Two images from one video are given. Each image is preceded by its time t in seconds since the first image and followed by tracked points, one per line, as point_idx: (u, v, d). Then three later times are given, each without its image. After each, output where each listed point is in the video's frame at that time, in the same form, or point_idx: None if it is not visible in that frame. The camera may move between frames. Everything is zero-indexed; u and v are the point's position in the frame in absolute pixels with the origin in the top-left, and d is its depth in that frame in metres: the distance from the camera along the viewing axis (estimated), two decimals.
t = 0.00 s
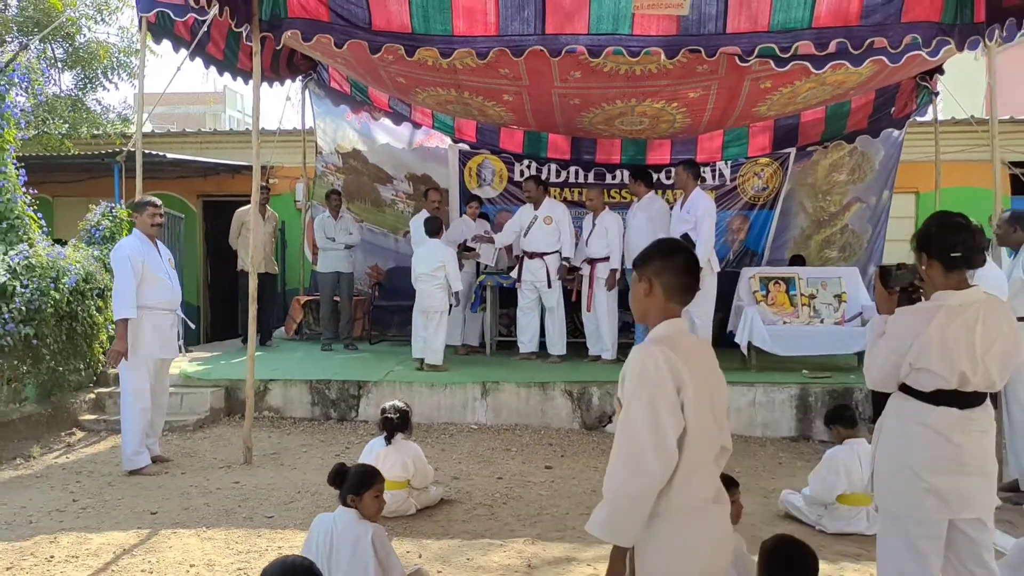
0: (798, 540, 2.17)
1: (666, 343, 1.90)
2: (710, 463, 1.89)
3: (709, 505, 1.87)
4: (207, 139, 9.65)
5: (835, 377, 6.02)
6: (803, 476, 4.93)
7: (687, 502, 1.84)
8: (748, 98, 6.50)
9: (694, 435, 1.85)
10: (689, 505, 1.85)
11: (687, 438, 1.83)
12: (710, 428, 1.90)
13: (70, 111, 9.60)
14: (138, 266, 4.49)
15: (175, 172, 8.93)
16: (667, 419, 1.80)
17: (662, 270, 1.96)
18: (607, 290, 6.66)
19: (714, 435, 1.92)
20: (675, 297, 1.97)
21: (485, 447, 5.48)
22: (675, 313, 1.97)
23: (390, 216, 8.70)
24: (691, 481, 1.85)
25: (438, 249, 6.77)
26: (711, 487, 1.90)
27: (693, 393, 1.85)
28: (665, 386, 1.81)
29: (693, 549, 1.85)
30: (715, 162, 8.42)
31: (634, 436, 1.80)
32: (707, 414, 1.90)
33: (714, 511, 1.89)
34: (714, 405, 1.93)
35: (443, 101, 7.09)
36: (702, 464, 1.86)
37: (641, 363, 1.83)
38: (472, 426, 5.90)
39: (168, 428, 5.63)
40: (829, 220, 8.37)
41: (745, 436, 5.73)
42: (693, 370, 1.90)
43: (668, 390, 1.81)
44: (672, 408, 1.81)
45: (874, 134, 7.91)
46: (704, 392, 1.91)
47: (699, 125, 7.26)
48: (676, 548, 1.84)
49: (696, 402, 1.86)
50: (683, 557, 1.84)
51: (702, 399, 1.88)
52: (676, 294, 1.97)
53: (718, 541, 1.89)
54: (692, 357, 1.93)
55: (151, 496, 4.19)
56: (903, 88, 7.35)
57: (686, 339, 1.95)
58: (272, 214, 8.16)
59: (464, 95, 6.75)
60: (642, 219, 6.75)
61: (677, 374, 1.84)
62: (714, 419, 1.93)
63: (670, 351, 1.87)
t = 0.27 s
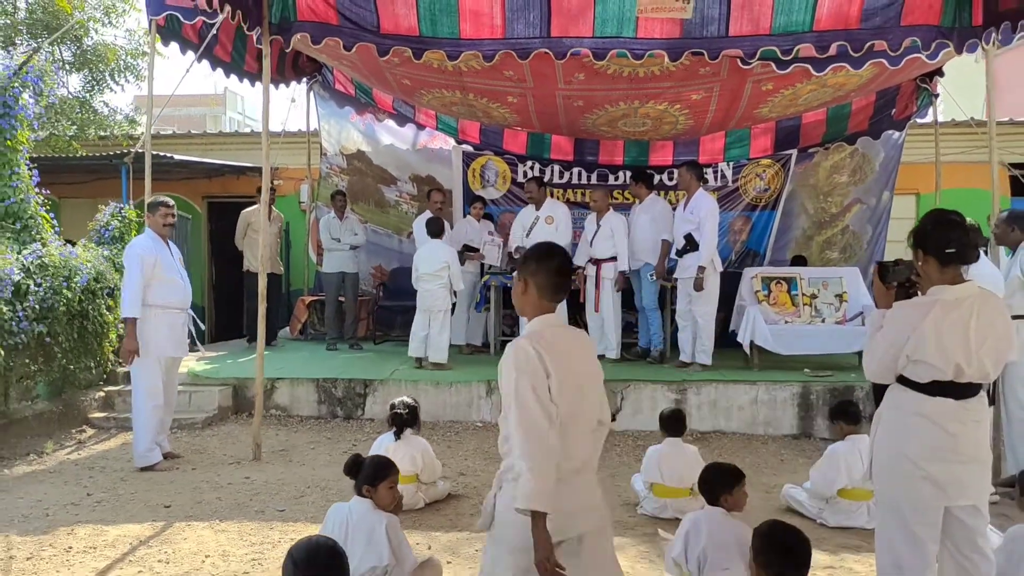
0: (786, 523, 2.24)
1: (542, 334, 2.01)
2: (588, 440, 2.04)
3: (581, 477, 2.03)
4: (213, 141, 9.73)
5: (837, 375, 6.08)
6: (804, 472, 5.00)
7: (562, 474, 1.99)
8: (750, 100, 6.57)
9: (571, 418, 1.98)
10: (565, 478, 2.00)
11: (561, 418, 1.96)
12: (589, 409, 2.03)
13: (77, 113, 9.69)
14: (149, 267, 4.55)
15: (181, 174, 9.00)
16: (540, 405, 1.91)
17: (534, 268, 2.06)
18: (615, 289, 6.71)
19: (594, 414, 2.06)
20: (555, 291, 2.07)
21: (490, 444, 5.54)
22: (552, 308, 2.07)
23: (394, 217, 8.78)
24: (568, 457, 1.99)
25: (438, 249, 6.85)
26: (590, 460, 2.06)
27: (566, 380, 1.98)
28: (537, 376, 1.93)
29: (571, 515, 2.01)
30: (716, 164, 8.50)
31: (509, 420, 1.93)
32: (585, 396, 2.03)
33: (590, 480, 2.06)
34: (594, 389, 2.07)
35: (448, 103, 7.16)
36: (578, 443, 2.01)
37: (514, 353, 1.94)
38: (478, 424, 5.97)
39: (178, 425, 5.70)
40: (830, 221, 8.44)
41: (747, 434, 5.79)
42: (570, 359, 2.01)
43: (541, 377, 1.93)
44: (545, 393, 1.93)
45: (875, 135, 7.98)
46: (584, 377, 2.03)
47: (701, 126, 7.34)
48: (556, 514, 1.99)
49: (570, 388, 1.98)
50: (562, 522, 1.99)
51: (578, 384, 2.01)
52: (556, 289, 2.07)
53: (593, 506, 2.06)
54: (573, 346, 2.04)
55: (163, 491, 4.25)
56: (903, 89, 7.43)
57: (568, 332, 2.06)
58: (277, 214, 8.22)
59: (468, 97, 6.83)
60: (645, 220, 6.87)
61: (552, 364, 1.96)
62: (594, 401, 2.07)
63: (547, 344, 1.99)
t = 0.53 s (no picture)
0: (779, 506, 2.31)
1: (454, 306, 2.40)
2: (488, 406, 2.41)
3: (482, 438, 2.39)
4: (216, 136, 9.79)
5: (834, 368, 6.15)
6: (801, 462, 5.08)
7: (457, 433, 2.36)
8: (749, 96, 6.63)
9: (470, 382, 2.36)
10: (463, 436, 2.36)
11: (456, 383, 2.34)
12: (490, 377, 2.42)
13: (81, 108, 9.75)
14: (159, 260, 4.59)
15: (184, 169, 9.07)
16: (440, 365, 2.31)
17: (452, 243, 2.45)
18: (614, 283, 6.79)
19: (494, 382, 2.45)
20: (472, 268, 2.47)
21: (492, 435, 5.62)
22: (469, 282, 2.47)
23: (395, 212, 8.85)
24: (466, 415, 2.36)
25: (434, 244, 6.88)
26: (490, 421, 2.43)
27: (469, 348, 2.37)
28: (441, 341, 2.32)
29: (467, 468, 2.36)
30: (716, 159, 8.55)
31: (410, 377, 2.31)
32: (488, 366, 2.42)
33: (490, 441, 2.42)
34: (496, 361, 2.46)
35: (450, 99, 7.22)
36: (478, 405, 2.38)
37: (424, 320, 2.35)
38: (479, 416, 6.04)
39: (183, 417, 5.77)
40: (828, 216, 8.51)
41: (745, 426, 5.87)
42: (477, 331, 2.41)
43: (444, 344, 2.32)
44: (446, 357, 2.32)
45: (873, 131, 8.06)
46: (489, 349, 2.44)
47: (700, 122, 7.40)
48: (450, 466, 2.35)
49: (471, 355, 2.37)
50: (455, 473, 2.35)
51: (479, 354, 2.40)
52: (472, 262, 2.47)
53: (491, 464, 2.42)
54: (483, 321, 2.45)
55: (171, 480, 4.33)
56: (901, 85, 7.47)
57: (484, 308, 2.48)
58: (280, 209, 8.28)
59: (470, 93, 6.89)
60: (646, 214, 6.93)
61: (460, 333, 2.36)
62: (497, 371, 2.46)
63: (457, 314, 2.38)
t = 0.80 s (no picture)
0: (776, 499, 2.34)
1: (376, 306, 2.62)
2: (406, 397, 2.64)
3: (397, 427, 2.61)
4: (216, 131, 9.81)
5: (832, 363, 6.18)
6: (798, 456, 5.12)
7: (378, 422, 2.58)
8: (749, 92, 6.65)
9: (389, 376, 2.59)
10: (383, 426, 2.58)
11: (376, 376, 2.56)
12: (406, 372, 2.65)
13: (82, 104, 9.77)
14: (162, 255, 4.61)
15: (185, 164, 9.09)
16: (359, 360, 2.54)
17: (380, 249, 2.66)
18: (612, 279, 6.81)
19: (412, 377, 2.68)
20: (399, 271, 2.67)
21: (492, 430, 5.65)
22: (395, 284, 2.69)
23: (395, 208, 8.87)
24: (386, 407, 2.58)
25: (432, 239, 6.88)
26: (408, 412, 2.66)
27: (388, 345, 2.59)
28: (361, 339, 2.54)
29: (388, 455, 2.58)
30: (716, 155, 8.55)
31: (334, 371, 2.53)
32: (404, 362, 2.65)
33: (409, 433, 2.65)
34: (412, 358, 2.70)
35: (450, 95, 7.24)
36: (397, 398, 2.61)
37: (346, 319, 2.55)
38: (479, 411, 6.08)
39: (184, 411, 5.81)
40: (827, 212, 8.53)
41: (744, 420, 5.90)
42: (395, 330, 2.64)
43: (364, 340, 2.55)
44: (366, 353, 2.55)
45: (871, 128, 8.19)
46: (406, 347, 2.67)
47: (700, 118, 7.42)
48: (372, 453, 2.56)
49: (391, 351, 2.60)
50: (376, 461, 2.56)
51: (397, 351, 2.63)
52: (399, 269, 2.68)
53: (409, 452, 2.65)
54: (401, 321, 2.67)
55: (174, 474, 4.36)
56: (900, 81, 7.52)
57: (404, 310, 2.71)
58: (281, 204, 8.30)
59: (470, 89, 6.91)
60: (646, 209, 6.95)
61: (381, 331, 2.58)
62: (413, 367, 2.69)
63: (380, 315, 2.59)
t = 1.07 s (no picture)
0: (775, 498, 2.34)
1: (316, 293, 2.66)
2: (338, 381, 2.68)
3: (333, 412, 2.67)
4: (215, 129, 9.79)
5: (832, 362, 6.18)
6: (797, 455, 5.13)
7: (314, 406, 2.64)
8: (749, 89, 6.64)
9: (321, 360, 2.63)
10: (311, 406, 2.63)
11: (313, 361, 2.61)
12: (340, 356, 2.69)
13: (81, 102, 9.76)
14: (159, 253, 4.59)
15: (184, 162, 9.08)
16: (293, 342, 2.58)
17: (324, 240, 2.68)
18: (611, 278, 6.78)
19: (347, 361, 2.72)
20: (341, 260, 2.70)
21: (491, 428, 5.65)
22: (337, 272, 2.73)
23: (395, 206, 8.85)
24: (314, 388, 2.63)
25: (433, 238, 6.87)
26: (340, 395, 2.70)
27: (326, 331, 2.64)
28: (297, 321, 2.59)
29: (317, 436, 2.64)
30: (715, 152, 8.54)
31: (277, 352, 2.58)
32: (339, 346, 2.69)
33: (341, 415, 2.69)
34: (351, 344, 2.73)
35: (449, 93, 7.23)
36: (327, 380, 2.65)
37: (286, 305, 2.61)
38: (478, 409, 6.07)
39: (183, 410, 5.81)
40: (827, 210, 8.53)
41: (743, 418, 5.90)
42: (332, 315, 2.67)
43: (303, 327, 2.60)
44: (300, 336, 2.59)
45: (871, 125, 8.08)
46: (343, 333, 2.71)
47: (699, 115, 7.41)
48: (297, 430, 2.62)
49: (324, 335, 2.64)
50: (310, 442, 2.63)
51: (335, 337, 2.67)
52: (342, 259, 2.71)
53: (340, 434, 2.70)
54: (340, 307, 2.71)
55: (173, 472, 4.36)
56: (900, 79, 7.44)
57: (346, 297, 2.75)
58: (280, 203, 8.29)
59: (469, 86, 6.89)
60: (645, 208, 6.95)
61: (316, 316, 2.62)
62: (350, 352, 2.73)
63: (319, 300, 2.63)
